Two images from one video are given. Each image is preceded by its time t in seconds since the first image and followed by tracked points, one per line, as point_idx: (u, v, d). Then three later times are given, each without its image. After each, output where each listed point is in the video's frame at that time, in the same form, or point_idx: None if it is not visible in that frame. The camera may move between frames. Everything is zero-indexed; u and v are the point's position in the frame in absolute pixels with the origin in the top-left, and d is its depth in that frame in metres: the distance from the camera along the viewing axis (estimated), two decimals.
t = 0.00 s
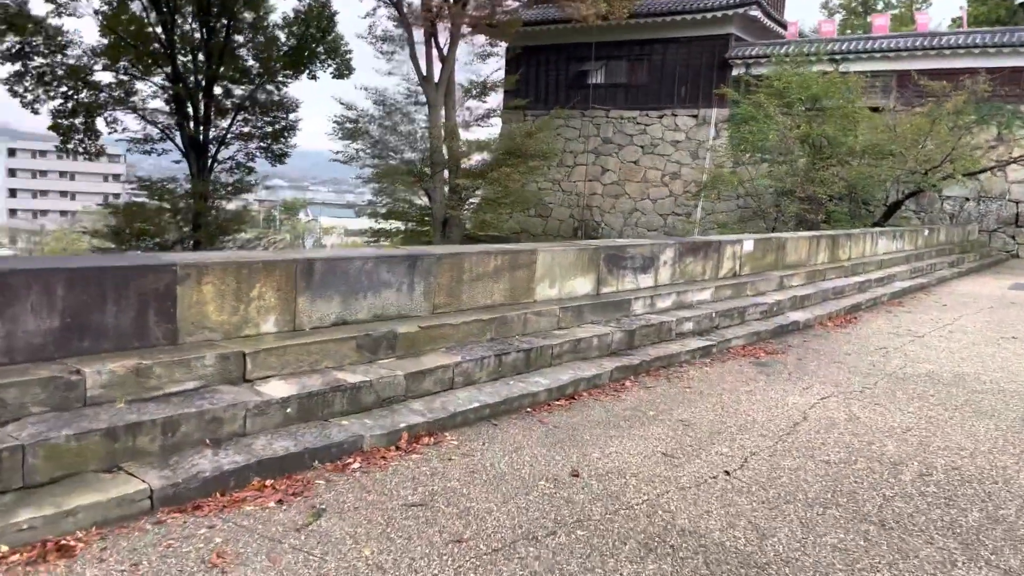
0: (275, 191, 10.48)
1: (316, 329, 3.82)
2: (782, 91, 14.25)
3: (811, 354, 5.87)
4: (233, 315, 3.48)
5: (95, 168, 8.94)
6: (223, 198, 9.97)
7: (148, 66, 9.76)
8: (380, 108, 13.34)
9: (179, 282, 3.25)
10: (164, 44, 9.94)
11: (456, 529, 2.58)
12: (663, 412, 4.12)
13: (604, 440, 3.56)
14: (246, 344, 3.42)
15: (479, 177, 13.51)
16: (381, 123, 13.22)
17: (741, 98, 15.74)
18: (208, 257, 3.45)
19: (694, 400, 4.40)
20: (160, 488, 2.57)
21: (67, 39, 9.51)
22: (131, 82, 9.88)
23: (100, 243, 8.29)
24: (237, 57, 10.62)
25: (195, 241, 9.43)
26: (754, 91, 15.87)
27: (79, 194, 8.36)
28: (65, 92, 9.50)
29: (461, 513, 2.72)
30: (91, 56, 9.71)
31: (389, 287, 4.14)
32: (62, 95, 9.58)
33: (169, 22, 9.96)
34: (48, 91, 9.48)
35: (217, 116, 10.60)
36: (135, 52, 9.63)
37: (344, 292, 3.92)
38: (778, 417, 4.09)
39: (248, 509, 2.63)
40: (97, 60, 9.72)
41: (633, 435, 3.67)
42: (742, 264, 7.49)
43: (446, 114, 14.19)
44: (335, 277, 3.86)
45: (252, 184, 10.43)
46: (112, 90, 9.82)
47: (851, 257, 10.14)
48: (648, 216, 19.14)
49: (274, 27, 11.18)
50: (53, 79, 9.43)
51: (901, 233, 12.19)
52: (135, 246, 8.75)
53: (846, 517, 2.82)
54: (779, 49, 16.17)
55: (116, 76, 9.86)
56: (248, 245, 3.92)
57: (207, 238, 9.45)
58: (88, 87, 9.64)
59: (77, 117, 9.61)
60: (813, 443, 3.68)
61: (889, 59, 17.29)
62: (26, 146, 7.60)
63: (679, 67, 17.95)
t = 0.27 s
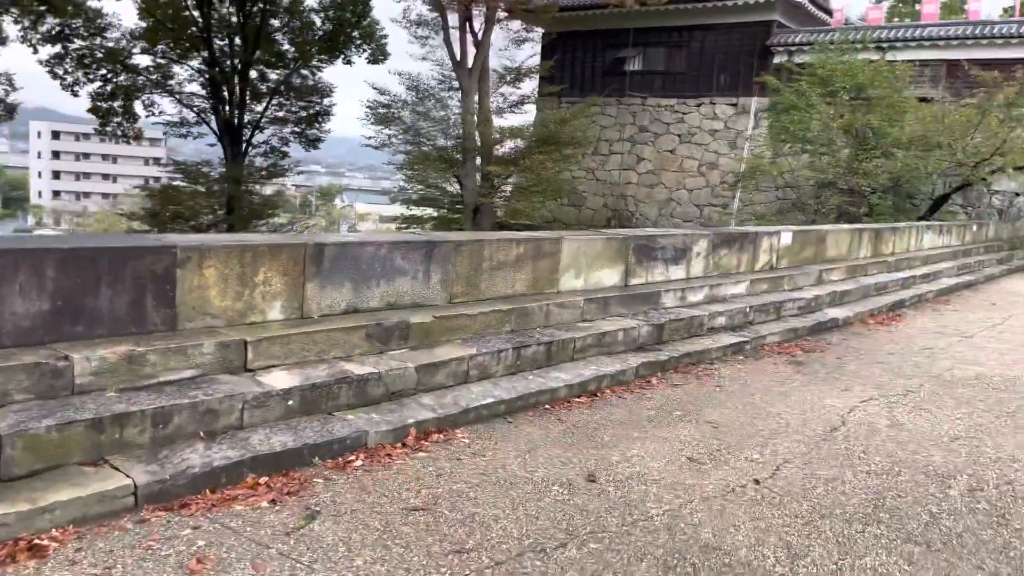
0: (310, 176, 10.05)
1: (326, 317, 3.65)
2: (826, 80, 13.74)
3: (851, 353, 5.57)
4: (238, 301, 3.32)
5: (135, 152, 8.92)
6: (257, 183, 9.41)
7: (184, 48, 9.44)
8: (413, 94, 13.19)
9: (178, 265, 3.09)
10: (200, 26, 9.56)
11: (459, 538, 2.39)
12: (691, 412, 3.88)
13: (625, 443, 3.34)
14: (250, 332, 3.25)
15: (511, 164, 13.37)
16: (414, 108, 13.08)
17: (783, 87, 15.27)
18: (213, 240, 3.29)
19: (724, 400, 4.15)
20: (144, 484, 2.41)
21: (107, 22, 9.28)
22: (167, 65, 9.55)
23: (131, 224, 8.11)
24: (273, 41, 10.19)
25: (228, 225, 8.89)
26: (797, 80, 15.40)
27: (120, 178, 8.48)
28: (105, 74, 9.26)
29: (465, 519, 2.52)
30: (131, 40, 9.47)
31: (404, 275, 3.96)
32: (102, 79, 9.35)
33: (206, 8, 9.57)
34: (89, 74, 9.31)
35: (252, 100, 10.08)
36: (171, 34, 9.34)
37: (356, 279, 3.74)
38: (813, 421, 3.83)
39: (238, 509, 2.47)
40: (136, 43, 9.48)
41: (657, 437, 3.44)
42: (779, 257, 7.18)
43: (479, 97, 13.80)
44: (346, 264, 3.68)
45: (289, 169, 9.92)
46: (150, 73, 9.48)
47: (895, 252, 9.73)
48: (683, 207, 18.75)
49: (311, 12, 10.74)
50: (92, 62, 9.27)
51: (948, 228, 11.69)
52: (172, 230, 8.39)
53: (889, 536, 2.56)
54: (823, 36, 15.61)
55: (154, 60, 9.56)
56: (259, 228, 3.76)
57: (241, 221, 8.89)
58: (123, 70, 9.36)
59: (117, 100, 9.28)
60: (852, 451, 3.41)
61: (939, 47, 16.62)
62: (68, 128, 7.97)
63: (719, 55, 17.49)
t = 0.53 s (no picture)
0: (347, 168, 10.70)
1: (340, 317, 3.51)
2: (872, 74, 13.26)
3: (896, 362, 5.28)
4: (248, 300, 3.19)
5: (177, 143, 9.41)
6: (294, 173, 10.10)
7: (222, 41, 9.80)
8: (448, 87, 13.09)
9: (186, 262, 2.97)
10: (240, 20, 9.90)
11: (466, 567, 2.21)
12: (722, 425, 3.67)
13: (652, 458, 3.14)
14: (259, 333, 3.12)
15: (544, 159, 13.02)
16: (449, 101, 12.93)
17: (826, 82, 14.81)
18: (224, 236, 3.17)
19: (760, 412, 3.91)
20: (137, 497, 2.28)
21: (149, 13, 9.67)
22: (207, 57, 10.10)
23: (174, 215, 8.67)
24: (310, 35, 10.45)
25: (266, 216, 9.47)
26: (841, 75, 14.94)
27: (164, 167, 8.97)
28: (147, 67, 9.73)
29: (475, 544, 2.35)
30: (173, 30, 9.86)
31: (423, 274, 3.81)
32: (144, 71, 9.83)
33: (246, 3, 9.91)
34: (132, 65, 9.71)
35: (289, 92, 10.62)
36: (210, 27, 9.69)
37: (373, 278, 3.60)
38: (855, 437, 3.58)
39: (234, 525, 2.34)
40: (177, 35, 9.87)
41: (686, 452, 3.24)
42: (819, 258, 6.90)
43: (515, 90, 13.57)
44: (363, 262, 3.54)
45: (327, 160, 10.68)
46: (191, 66, 10.01)
47: (942, 253, 9.34)
48: (721, 203, 18.34)
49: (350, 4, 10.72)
50: (135, 53, 9.65)
51: (998, 229, 11.20)
52: (210, 222, 9.03)
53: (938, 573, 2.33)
54: (869, 28, 15.18)
55: (195, 51, 10.06)
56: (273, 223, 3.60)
57: (277, 210, 9.48)
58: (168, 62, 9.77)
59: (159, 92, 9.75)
60: (896, 471, 3.18)
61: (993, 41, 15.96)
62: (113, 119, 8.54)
63: (761, 48, 17.01)
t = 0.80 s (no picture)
0: (376, 168, 9.45)
1: (351, 318, 3.32)
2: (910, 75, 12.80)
3: (942, 373, 4.98)
4: (253, 299, 3.01)
5: (210, 142, 8.77)
6: (323, 172, 9.04)
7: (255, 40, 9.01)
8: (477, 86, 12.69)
9: (186, 259, 2.79)
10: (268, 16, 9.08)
11: None
12: (757, 440, 3.42)
13: (680, 476, 2.91)
14: (262, 335, 2.94)
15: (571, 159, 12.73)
16: (477, 101, 12.59)
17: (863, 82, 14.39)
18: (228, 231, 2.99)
19: (797, 426, 3.66)
20: (119, 512, 2.10)
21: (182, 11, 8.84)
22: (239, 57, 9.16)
23: (201, 214, 7.97)
24: (339, 32, 9.52)
25: (292, 218, 8.58)
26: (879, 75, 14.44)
27: (197, 167, 8.47)
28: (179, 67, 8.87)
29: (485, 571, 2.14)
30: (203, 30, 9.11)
31: (439, 274, 3.61)
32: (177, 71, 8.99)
33: None
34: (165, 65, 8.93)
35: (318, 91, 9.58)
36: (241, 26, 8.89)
37: (386, 278, 3.40)
38: (902, 456, 3.32)
39: (224, 544, 2.15)
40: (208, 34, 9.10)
41: (717, 470, 3.00)
42: (858, 262, 6.60)
43: (544, 91, 13.36)
44: (374, 260, 3.35)
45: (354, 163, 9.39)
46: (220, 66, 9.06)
47: (986, 259, 8.95)
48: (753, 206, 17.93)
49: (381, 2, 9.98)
50: (168, 54, 8.85)
51: None
52: (239, 220, 8.27)
53: None
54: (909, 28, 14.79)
55: (225, 52, 9.10)
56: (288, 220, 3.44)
57: (305, 214, 8.54)
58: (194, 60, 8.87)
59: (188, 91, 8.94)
60: (950, 495, 2.91)
61: None
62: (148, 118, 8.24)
63: (796, 48, 16.56)
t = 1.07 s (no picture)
0: (393, 174, 10.26)
1: (342, 338, 3.14)
2: (934, 81, 12.46)
3: (969, 395, 4.73)
4: (235, 317, 2.83)
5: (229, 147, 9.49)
6: (335, 179, 9.69)
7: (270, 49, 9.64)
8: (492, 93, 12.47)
9: (163, 275, 2.63)
10: (286, 26, 9.75)
11: None
12: (774, 470, 3.20)
13: (691, 513, 2.69)
14: (246, 357, 2.77)
15: (588, 167, 12.21)
16: (492, 109, 12.35)
17: (884, 89, 14.06)
18: (211, 245, 2.82)
19: (818, 454, 3.43)
20: (72, 557, 1.92)
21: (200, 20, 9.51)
22: (254, 64, 9.80)
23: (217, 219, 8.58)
24: (355, 41, 10.17)
25: (307, 224, 9.17)
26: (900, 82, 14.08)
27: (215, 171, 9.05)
28: (195, 73, 9.55)
29: None
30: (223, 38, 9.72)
31: (437, 290, 3.43)
32: (193, 77, 9.61)
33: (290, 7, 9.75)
34: (180, 70, 9.59)
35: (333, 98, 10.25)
36: (260, 37, 9.50)
37: (380, 294, 3.22)
38: (931, 490, 3.08)
39: None
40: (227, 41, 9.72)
41: (732, 506, 2.78)
42: (881, 276, 6.35)
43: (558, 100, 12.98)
44: (368, 276, 3.17)
45: (368, 168, 10.15)
46: (237, 72, 9.68)
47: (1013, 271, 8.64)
48: (771, 214, 17.61)
49: (395, 9, 10.64)
50: (184, 60, 9.52)
51: None
52: (253, 226, 8.88)
53: None
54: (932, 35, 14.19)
55: (242, 58, 9.76)
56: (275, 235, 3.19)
57: (320, 220, 9.17)
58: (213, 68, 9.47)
59: (204, 98, 9.54)
60: (985, 535, 2.67)
61: None
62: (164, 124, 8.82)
63: (815, 54, 16.23)
